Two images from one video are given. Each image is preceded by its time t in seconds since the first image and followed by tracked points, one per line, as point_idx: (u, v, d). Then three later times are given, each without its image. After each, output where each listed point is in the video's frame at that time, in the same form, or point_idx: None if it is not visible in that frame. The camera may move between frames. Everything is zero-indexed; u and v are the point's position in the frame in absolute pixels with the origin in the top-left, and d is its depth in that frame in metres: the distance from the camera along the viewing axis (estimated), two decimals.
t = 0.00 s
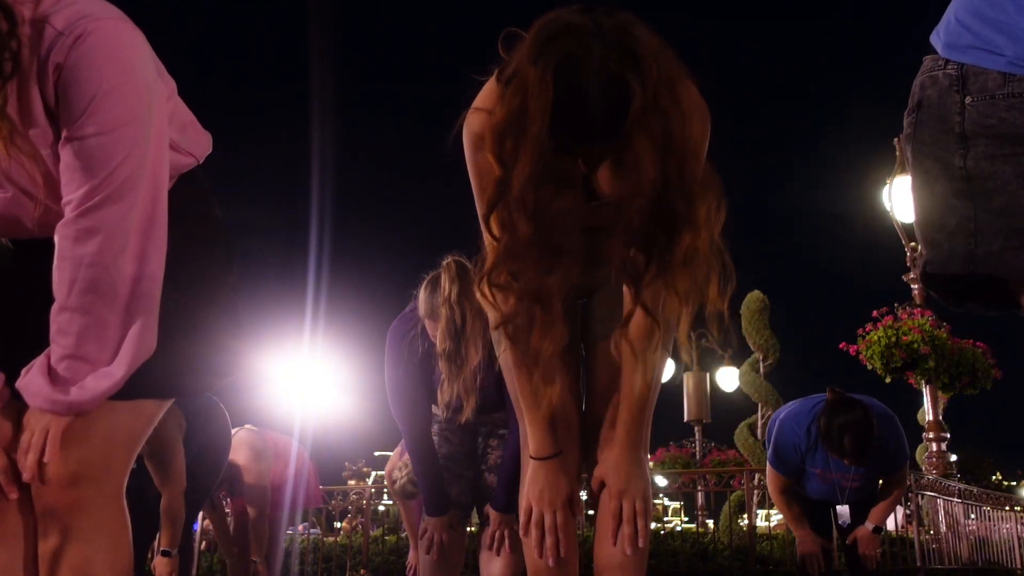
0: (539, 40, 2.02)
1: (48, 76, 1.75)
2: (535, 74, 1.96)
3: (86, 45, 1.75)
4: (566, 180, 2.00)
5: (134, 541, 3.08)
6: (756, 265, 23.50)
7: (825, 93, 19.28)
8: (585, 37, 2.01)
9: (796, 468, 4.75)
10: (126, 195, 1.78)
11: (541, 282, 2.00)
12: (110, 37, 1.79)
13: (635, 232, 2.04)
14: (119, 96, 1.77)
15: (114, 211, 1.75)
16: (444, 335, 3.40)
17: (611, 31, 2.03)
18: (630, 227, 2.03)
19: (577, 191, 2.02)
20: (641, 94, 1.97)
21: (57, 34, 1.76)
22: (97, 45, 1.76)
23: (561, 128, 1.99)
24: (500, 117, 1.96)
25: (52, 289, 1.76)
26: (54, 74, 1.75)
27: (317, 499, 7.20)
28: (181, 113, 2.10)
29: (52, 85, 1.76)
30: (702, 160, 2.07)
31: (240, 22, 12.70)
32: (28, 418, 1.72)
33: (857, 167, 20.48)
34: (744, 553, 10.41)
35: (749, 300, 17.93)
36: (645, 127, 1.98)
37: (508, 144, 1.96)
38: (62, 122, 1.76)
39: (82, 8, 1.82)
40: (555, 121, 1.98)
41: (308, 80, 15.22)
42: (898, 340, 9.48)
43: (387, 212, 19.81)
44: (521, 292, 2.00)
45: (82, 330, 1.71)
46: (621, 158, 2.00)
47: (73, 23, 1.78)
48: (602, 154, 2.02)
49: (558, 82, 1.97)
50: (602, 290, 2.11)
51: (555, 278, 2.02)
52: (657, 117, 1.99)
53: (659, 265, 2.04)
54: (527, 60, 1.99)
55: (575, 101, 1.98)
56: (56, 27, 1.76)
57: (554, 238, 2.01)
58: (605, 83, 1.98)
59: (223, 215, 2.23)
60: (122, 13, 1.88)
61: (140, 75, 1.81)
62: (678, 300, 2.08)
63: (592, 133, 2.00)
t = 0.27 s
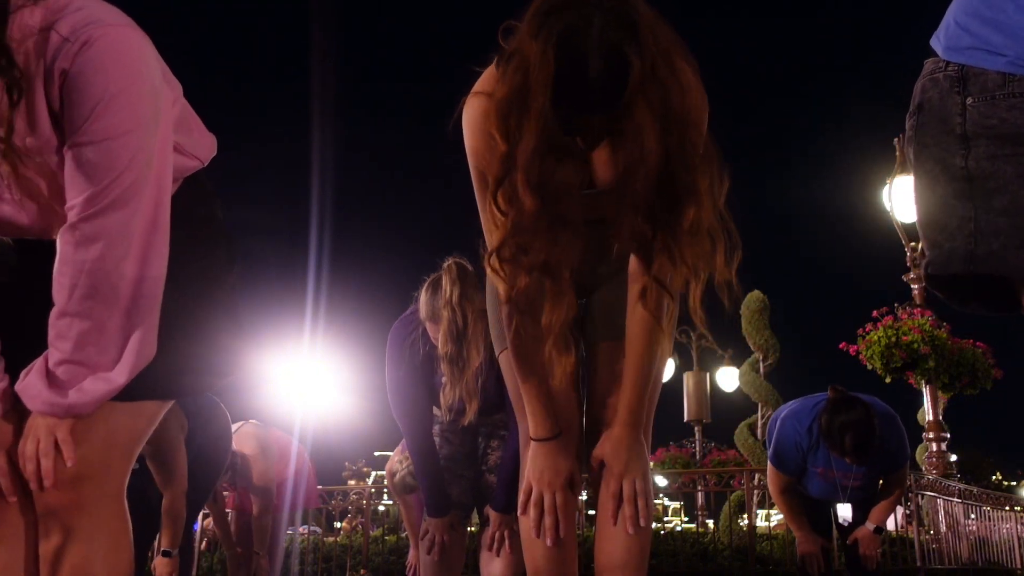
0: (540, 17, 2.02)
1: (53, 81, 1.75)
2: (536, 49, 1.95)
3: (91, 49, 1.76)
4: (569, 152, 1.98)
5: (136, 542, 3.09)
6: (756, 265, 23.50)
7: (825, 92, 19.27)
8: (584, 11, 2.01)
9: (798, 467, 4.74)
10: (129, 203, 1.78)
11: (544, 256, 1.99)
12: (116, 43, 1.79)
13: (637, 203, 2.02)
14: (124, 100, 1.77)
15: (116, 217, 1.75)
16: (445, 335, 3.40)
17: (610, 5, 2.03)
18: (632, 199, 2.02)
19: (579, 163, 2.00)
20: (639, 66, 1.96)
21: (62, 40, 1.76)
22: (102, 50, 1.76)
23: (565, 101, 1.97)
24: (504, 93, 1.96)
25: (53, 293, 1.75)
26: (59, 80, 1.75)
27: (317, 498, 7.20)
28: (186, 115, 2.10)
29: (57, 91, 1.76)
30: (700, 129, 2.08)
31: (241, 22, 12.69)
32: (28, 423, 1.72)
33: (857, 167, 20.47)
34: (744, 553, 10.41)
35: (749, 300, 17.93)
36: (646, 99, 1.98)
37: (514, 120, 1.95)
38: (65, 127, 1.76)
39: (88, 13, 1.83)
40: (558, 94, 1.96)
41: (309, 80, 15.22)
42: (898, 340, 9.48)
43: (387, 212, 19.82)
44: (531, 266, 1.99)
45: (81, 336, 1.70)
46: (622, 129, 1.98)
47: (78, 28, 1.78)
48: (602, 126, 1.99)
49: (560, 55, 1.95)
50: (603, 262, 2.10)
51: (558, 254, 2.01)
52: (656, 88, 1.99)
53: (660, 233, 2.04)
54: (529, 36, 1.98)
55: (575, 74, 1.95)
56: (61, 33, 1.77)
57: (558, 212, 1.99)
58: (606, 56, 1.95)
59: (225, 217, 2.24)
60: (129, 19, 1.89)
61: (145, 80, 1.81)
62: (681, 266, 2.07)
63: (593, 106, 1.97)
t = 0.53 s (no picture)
0: None
1: (48, 82, 1.75)
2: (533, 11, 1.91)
3: (87, 50, 1.75)
4: (565, 111, 1.91)
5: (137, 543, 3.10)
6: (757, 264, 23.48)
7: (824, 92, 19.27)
8: None
9: (800, 466, 4.74)
10: (125, 203, 1.77)
11: (539, 217, 1.92)
12: (112, 44, 1.78)
13: (632, 161, 1.93)
14: (120, 100, 1.76)
15: (113, 218, 1.75)
16: (445, 337, 3.40)
17: None
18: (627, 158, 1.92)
19: (577, 123, 1.92)
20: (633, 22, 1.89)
21: (55, 41, 1.76)
22: (95, 49, 1.75)
23: (560, 58, 1.89)
24: (500, 55, 1.92)
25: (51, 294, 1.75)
26: (54, 81, 1.75)
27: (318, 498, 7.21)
28: (188, 112, 2.10)
29: (52, 92, 1.76)
30: (704, 94, 1.98)
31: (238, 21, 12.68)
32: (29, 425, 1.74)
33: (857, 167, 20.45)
34: (744, 553, 10.41)
35: (749, 300, 17.94)
36: (641, 56, 1.90)
37: (512, 79, 1.90)
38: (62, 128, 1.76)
39: (84, 13, 1.82)
40: (552, 52, 1.89)
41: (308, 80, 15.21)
42: (898, 340, 9.47)
43: (387, 212, 19.86)
44: (526, 227, 1.92)
45: (79, 338, 1.70)
46: (616, 88, 1.90)
47: (72, 29, 1.77)
48: (597, 86, 1.90)
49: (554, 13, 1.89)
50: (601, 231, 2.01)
51: (553, 216, 1.94)
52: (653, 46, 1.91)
53: (656, 197, 1.96)
54: None
55: (571, 32, 1.89)
56: (55, 34, 1.76)
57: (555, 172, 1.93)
58: (601, 12, 1.88)
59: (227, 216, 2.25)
60: (125, 19, 1.88)
61: (142, 80, 1.80)
62: (680, 230, 1.96)
63: (587, 64, 1.90)
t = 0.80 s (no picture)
0: None
1: (51, 70, 1.75)
2: None
3: (87, 36, 1.74)
4: (559, 89, 1.92)
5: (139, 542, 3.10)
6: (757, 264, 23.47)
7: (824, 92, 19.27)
8: None
9: (802, 465, 4.73)
10: (134, 189, 1.76)
11: (530, 191, 1.92)
12: (112, 31, 1.77)
13: (630, 144, 1.95)
14: (122, 89, 1.75)
15: (122, 205, 1.75)
16: (443, 334, 3.40)
17: None
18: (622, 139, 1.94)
19: (572, 102, 1.93)
20: (630, 6, 1.94)
21: (58, 28, 1.75)
22: (98, 37, 1.75)
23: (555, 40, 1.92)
24: (495, 36, 1.96)
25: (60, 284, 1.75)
26: (57, 69, 1.75)
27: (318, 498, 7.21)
28: (194, 104, 2.09)
29: (56, 81, 1.75)
30: (702, 82, 2.00)
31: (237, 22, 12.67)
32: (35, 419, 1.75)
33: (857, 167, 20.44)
34: (744, 553, 10.41)
35: (749, 300, 17.94)
36: (639, 42, 1.94)
37: (505, 58, 1.93)
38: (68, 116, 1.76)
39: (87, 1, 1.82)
40: (548, 36, 1.92)
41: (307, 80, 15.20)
42: (898, 340, 9.46)
43: (387, 213, 19.87)
44: (514, 198, 1.91)
45: (88, 328, 1.71)
46: (614, 72, 1.93)
47: (74, 16, 1.77)
48: (594, 72, 1.92)
49: None
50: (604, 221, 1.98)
51: (545, 192, 1.94)
52: (648, 33, 1.95)
53: (654, 181, 1.97)
54: None
55: (567, 19, 1.92)
56: (57, 22, 1.76)
57: (547, 147, 1.93)
58: None
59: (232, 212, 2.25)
60: (128, 9, 1.87)
61: (145, 69, 1.80)
62: (678, 213, 1.96)
63: (585, 50, 1.92)
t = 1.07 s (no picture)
0: None
1: (60, 34, 1.75)
2: None
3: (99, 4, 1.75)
4: (555, 79, 1.99)
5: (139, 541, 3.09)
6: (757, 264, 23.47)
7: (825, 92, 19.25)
8: None
9: (803, 465, 4.73)
10: (146, 151, 1.75)
11: (529, 178, 1.93)
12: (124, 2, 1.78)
13: (630, 133, 1.97)
14: (133, 55, 1.75)
15: (133, 168, 1.73)
16: (439, 339, 3.40)
17: None
18: (620, 127, 1.96)
19: (568, 93, 1.98)
20: None
21: None
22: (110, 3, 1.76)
23: (551, 35, 2.01)
24: (493, 32, 2.04)
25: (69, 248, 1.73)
26: (66, 31, 1.74)
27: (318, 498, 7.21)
28: (194, 92, 2.09)
29: (66, 45, 1.75)
30: (701, 77, 2.04)
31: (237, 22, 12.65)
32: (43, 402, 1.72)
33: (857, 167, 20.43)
34: (744, 553, 10.41)
35: (749, 299, 17.94)
36: (635, 32, 2.00)
37: (503, 53, 2.00)
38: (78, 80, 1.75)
39: None
40: (544, 30, 2.01)
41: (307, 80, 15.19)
42: (898, 340, 9.46)
43: (388, 213, 19.88)
44: (512, 192, 1.93)
45: (97, 290, 1.69)
46: (614, 65, 1.98)
47: None
48: (590, 64, 1.99)
49: None
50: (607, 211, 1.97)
51: (544, 181, 1.93)
52: (645, 23, 2.01)
53: (654, 173, 1.98)
54: None
55: (563, 16, 2.01)
56: None
57: (545, 136, 1.97)
58: None
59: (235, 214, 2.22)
60: None
61: (154, 37, 1.80)
62: (678, 204, 1.94)
63: (584, 45, 2.00)
